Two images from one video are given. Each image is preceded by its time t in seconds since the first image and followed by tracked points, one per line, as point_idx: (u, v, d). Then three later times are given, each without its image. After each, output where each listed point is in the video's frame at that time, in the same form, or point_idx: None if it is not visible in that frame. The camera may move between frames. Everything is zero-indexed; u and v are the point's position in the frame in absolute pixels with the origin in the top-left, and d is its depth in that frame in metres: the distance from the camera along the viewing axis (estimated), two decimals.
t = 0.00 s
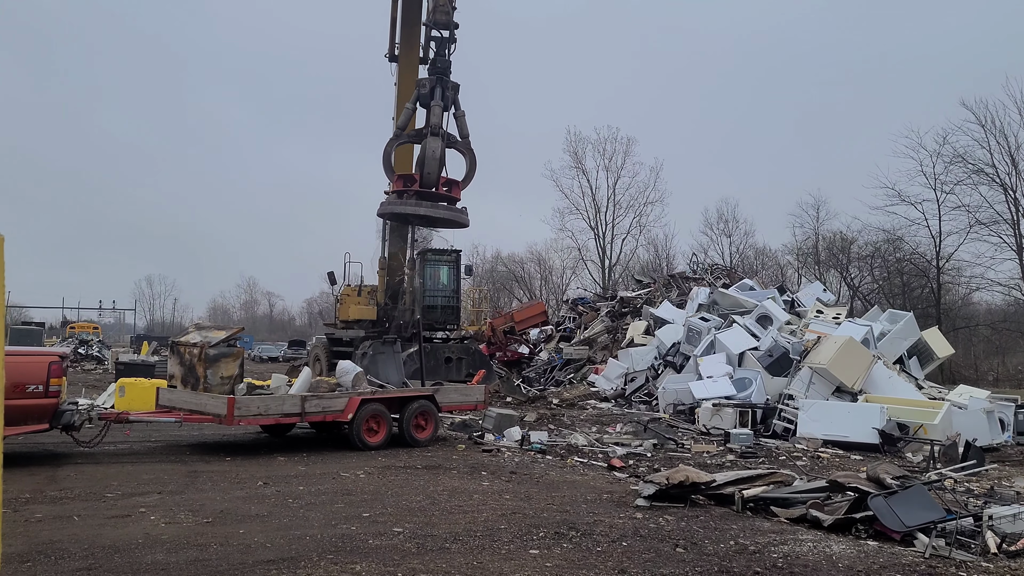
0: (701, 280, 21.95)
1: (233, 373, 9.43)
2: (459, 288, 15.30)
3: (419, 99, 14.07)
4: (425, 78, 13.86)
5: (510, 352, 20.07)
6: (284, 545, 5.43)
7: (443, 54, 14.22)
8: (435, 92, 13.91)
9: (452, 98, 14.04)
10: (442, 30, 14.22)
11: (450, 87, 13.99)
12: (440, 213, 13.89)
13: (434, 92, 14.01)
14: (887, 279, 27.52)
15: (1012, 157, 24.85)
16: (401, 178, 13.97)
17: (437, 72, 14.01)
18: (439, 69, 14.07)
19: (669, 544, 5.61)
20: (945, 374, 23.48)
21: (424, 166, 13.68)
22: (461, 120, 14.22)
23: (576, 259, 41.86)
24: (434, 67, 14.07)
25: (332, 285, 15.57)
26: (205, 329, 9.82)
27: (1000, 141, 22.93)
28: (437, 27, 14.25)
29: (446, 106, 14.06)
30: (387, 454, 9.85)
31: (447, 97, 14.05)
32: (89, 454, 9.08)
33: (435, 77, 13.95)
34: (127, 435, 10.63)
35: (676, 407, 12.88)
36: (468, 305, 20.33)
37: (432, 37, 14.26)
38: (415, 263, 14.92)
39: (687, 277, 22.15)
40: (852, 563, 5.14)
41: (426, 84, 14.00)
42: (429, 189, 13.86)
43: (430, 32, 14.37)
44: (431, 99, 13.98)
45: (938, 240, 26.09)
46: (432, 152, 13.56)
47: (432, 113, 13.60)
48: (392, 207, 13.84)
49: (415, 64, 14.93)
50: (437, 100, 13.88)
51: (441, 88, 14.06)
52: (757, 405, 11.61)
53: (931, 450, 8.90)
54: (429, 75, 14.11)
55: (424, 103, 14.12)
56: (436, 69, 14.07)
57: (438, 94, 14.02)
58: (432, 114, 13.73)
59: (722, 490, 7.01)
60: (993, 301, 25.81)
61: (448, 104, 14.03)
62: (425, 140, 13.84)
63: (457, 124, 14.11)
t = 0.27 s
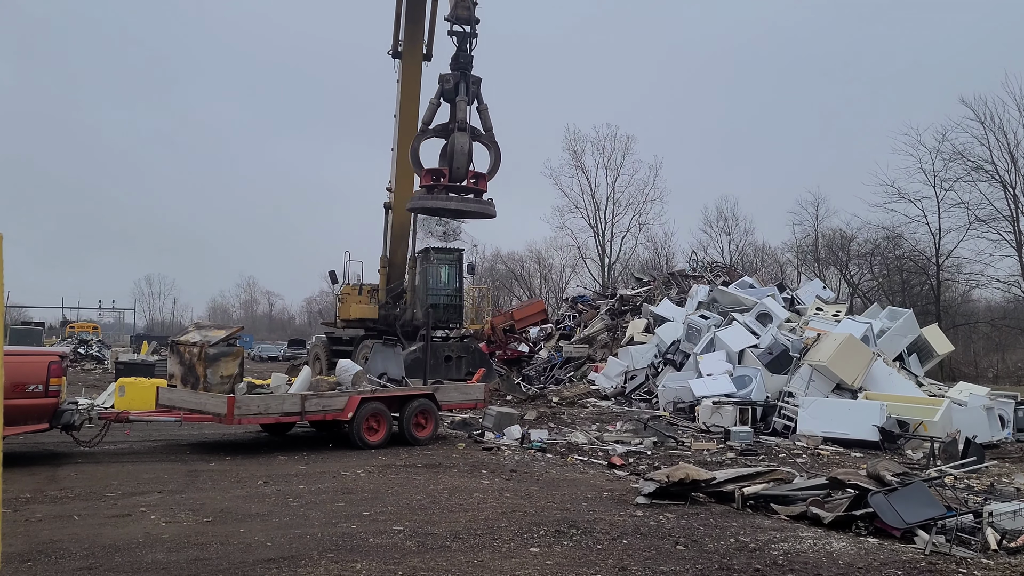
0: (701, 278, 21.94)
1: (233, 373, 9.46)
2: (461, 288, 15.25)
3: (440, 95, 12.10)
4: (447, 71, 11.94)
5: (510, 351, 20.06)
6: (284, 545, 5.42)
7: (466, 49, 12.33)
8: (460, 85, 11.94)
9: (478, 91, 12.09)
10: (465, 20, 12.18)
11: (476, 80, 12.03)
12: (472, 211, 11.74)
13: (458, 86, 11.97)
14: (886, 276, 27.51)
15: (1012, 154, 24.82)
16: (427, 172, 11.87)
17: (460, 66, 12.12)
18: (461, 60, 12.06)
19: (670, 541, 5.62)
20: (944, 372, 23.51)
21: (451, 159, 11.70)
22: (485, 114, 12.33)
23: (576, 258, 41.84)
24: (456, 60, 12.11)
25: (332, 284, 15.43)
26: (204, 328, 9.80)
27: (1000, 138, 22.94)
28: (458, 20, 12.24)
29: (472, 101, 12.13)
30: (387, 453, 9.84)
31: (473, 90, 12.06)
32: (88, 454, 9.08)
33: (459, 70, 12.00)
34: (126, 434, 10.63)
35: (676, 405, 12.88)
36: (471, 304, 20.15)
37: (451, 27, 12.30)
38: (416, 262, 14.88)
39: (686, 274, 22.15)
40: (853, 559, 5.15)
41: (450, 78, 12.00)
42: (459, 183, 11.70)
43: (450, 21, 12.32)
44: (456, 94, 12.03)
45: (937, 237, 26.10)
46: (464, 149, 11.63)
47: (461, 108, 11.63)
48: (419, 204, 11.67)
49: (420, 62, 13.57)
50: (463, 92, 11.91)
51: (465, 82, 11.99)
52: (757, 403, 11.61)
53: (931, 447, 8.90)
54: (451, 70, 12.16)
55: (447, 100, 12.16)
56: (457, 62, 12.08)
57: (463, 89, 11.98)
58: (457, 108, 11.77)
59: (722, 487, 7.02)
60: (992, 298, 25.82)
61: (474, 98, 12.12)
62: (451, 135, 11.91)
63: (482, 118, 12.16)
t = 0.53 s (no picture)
0: (700, 276, 21.95)
1: (232, 373, 9.46)
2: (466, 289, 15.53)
3: (475, 93, 11.03)
4: (482, 68, 10.87)
5: (510, 349, 20.08)
6: (284, 544, 5.42)
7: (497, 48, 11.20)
8: (495, 82, 10.84)
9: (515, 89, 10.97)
10: (499, 20, 10.62)
11: (512, 78, 10.96)
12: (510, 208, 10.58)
13: (494, 83, 10.85)
14: (886, 274, 27.53)
15: (1011, 151, 24.83)
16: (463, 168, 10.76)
17: (495, 64, 11.05)
18: (495, 58, 10.98)
19: (670, 540, 5.62)
20: (944, 369, 23.54)
21: (488, 155, 10.57)
22: (520, 111, 11.19)
23: (575, 257, 41.85)
24: (490, 58, 11.05)
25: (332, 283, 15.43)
26: (204, 328, 9.80)
27: (999, 136, 22.95)
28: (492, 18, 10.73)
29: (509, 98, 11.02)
30: (387, 453, 9.85)
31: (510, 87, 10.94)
32: (88, 454, 9.07)
33: (495, 68, 10.95)
34: (126, 435, 10.63)
35: (675, 403, 12.88)
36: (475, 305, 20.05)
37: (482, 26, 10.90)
38: (419, 263, 15.22)
39: (685, 273, 22.16)
40: (853, 557, 5.16)
41: (484, 76, 10.92)
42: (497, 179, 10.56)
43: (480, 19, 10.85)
44: (491, 93, 10.93)
45: (937, 235, 26.12)
46: (504, 144, 10.48)
47: (497, 104, 10.53)
48: (457, 201, 10.56)
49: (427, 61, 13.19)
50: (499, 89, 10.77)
51: (502, 79, 10.87)
52: (756, 401, 11.62)
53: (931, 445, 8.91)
54: (486, 69, 11.12)
55: (482, 98, 11.08)
56: (492, 60, 11.02)
57: (498, 86, 10.84)
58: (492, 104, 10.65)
59: (722, 486, 7.02)
60: (991, 296, 25.85)
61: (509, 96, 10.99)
62: (487, 131, 10.79)
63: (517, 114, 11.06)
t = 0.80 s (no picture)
0: (698, 279, 21.95)
1: (230, 376, 9.43)
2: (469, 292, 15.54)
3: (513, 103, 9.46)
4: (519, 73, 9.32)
5: (508, 353, 20.07)
6: (282, 549, 5.40)
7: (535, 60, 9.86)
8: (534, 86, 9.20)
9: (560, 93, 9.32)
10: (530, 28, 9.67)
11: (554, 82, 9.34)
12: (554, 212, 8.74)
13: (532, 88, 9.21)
14: (884, 276, 27.54)
15: (1008, 154, 24.87)
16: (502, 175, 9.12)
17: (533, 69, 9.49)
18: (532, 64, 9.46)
19: (668, 543, 5.62)
20: (941, 371, 23.55)
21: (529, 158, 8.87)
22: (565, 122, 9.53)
23: (574, 260, 41.85)
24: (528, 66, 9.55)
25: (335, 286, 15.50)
26: (201, 332, 9.79)
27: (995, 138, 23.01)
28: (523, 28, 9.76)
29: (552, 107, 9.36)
30: (385, 456, 9.83)
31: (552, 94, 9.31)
32: (86, 458, 9.05)
33: (533, 75, 9.39)
34: (124, 439, 10.61)
35: (674, 406, 12.88)
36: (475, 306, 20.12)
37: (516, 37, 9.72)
38: (418, 267, 15.19)
39: (683, 275, 22.15)
40: (851, 560, 5.15)
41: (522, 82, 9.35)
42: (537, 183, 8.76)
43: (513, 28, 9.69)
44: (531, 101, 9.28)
45: (934, 237, 26.15)
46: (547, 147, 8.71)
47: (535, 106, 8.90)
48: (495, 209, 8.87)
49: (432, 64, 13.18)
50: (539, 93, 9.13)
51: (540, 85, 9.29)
52: (755, 403, 11.61)
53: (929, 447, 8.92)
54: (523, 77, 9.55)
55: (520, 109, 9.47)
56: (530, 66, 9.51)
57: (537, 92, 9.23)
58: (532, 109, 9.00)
59: (720, 488, 7.01)
60: (989, 298, 25.88)
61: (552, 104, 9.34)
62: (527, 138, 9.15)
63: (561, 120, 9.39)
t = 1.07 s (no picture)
0: (696, 282, 21.96)
1: (228, 381, 9.44)
2: (470, 296, 15.69)
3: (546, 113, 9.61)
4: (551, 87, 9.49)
5: (506, 356, 20.06)
6: (281, 553, 5.38)
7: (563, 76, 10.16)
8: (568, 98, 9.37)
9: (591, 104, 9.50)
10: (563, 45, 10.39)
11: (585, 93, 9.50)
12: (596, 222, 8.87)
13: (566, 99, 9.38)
14: (881, 278, 27.57)
15: (1004, 155, 24.95)
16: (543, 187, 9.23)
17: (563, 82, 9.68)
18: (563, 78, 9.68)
19: (667, 546, 5.60)
20: (939, 373, 23.56)
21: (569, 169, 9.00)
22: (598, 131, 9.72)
23: (572, 263, 41.89)
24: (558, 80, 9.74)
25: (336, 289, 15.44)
26: (199, 337, 9.78)
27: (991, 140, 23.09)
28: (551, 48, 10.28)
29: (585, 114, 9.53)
30: (383, 460, 9.80)
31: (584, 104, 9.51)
32: (82, 464, 9.01)
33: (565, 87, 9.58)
34: (121, 444, 10.58)
35: (672, 409, 12.86)
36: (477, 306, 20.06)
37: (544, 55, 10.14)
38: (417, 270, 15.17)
39: (681, 278, 22.17)
40: (850, 562, 5.14)
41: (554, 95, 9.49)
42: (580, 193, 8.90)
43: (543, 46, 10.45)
44: (565, 112, 9.44)
45: (931, 238, 26.20)
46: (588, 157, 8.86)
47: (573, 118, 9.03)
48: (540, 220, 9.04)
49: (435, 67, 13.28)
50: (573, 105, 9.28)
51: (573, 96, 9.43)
52: (753, 406, 11.60)
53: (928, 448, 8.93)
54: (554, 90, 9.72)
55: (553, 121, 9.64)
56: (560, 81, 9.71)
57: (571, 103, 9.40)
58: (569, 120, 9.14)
59: (718, 491, 7.00)
60: (987, 299, 25.92)
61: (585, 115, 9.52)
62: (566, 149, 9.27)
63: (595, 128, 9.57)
